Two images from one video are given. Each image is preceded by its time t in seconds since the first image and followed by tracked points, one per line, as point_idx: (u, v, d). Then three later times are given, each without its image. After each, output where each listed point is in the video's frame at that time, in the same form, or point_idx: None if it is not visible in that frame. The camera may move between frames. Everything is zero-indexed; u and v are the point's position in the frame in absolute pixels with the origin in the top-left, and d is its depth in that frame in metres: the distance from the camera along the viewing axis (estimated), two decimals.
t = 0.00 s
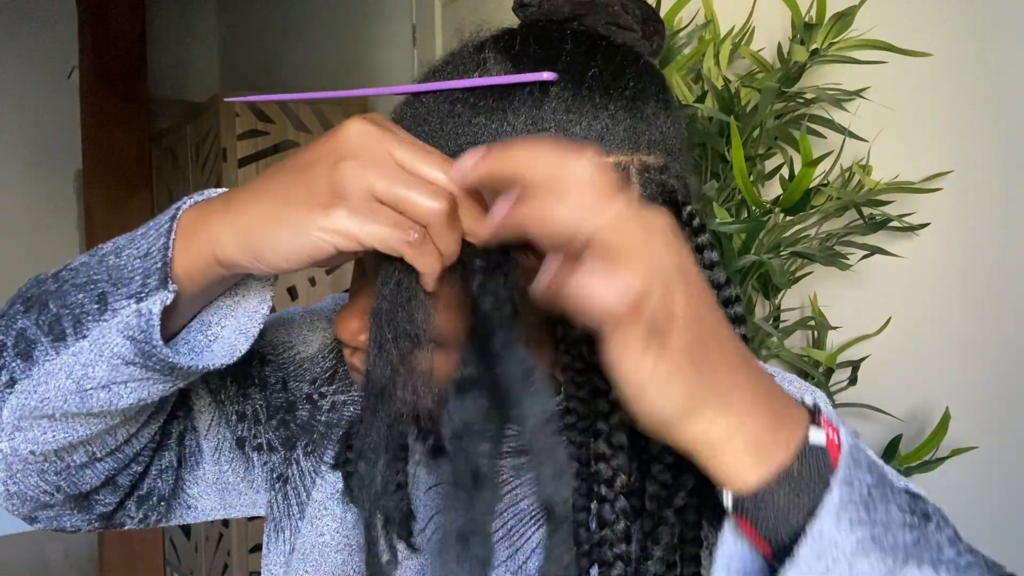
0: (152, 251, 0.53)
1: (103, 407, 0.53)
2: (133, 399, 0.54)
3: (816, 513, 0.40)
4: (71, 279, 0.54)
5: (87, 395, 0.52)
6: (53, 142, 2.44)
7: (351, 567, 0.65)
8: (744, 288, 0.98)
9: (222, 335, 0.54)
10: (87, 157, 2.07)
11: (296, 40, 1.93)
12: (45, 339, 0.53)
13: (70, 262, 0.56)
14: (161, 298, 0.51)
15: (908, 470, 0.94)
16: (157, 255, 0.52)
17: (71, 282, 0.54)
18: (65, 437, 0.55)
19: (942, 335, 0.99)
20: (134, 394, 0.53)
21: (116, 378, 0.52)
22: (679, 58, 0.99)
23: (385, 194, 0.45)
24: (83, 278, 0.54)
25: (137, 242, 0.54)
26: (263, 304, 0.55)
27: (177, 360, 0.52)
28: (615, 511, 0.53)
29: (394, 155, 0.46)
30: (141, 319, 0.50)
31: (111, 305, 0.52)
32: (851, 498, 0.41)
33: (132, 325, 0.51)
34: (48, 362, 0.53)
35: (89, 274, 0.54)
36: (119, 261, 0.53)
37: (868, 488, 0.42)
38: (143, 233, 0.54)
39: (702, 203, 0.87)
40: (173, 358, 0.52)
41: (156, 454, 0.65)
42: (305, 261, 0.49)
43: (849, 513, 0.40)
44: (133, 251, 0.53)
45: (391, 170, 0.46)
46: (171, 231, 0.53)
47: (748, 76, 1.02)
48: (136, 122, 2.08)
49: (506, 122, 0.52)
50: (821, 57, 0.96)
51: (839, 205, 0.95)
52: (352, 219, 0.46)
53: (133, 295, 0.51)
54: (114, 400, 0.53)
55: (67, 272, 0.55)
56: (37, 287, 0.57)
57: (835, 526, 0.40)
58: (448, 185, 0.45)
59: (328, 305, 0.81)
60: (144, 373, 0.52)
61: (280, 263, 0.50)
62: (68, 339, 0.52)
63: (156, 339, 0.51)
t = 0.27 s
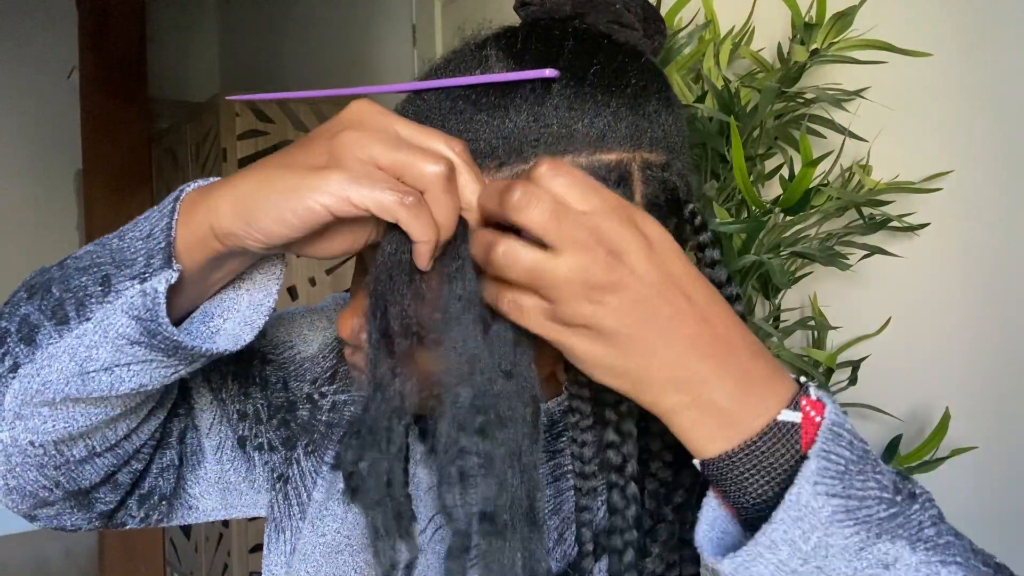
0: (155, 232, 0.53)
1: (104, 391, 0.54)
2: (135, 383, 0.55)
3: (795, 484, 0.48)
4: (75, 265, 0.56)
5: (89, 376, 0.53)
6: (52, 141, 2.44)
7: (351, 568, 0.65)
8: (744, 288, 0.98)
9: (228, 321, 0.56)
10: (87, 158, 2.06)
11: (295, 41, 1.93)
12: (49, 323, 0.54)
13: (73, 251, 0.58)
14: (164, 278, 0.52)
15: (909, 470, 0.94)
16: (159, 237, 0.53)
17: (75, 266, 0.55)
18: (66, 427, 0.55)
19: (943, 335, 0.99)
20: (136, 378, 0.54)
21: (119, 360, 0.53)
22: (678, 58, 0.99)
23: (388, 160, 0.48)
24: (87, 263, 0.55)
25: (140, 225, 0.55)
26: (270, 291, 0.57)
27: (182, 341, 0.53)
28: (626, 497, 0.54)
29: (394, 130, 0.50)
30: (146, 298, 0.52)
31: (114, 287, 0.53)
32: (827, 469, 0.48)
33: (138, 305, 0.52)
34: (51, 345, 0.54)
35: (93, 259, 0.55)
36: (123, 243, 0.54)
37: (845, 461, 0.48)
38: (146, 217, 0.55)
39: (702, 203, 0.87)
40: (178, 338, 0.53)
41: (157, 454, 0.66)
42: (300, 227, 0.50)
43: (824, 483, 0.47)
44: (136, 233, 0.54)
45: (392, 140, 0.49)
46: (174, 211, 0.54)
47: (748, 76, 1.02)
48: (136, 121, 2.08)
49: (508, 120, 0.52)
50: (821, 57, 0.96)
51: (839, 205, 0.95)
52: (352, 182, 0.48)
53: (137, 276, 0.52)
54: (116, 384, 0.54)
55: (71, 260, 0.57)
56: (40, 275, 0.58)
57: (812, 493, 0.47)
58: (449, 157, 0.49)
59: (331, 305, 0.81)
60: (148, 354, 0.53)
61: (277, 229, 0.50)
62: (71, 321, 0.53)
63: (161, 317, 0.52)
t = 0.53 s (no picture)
0: (161, 236, 0.53)
1: (109, 395, 0.53)
2: (139, 387, 0.54)
3: (770, 505, 0.48)
4: (78, 269, 0.55)
5: (93, 379, 0.52)
6: (52, 141, 2.44)
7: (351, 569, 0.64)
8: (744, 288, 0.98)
9: (232, 326, 0.56)
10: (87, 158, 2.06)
11: (295, 41, 1.93)
12: (52, 326, 0.53)
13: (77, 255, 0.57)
14: (171, 281, 0.51)
15: (908, 470, 0.94)
16: (165, 240, 0.53)
17: (79, 269, 0.54)
18: (68, 432, 0.55)
19: (943, 336, 0.99)
20: (140, 382, 0.53)
21: (124, 364, 0.52)
22: (678, 58, 0.99)
23: (390, 149, 0.48)
24: (90, 266, 0.54)
25: (144, 229, 0.54)
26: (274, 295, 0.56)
27: (188, 344, 0.53)
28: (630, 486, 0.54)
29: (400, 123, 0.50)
30: (153, 302, 0.51)
31: (120, 290, 0.52)
32: (806, 490, 0.48)
33: (144, 308, 0.51)
34: (55, 349, 0.52)
35: (99, 262, 0.54)
36: (129, 247, 0.54)
37: (826, 482, 0.49)
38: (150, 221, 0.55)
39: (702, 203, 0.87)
40: (184, 341, 0.52)
41: (154, 459, 0.64)
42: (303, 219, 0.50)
43: (802, 503, 0.48)
44: (141, 237, 0.54)
45: (396, 132, 0.49)
46: (180, 215, 0.53)
47: (748, 76, 1.02)
48: (136, 121, 2.08)
49: (511, 118, 0.52)
50: (821, 57, 0.96)
51: (839, 205, 0.95)
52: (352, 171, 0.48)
53: (143, 279, 0.52)
54: (121, 387, 0.53)
55: (75, 264, 0.56)
56: (43, 279, 0.57)
57: (787, 514, 0.48)
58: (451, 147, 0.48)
59: (331, 305, 0.81)
60: (154, 357, 0.53)
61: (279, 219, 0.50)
62: (76, 325, 0.52)
63: (169, 321, 0.51)
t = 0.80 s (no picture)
0: (164, 278, 0.51)
1: (117, 431, 0.54)
2: (147, 423, 0.54)
3: (743, 514, 0.48)
4: (81, 304, 0.53)
5: (101, 419, 0.53)
6: (52, 141, 2.44)
7: (352, 570, 0.65)
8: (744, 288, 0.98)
9: (236, 355, 0.54)
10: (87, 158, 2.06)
11: (296, 41, 1.93)
12: (57, 364, 0.53)
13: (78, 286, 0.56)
14: (175, 326, 0.50)
15: (908, 470, 0.93)
16: (169, 282, 0.51)
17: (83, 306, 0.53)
18: (76, 461, 0.54)
19: (943, 336, 0.99)
20: (147, 418, 0.54)
21: (130, 404, 0.53)
22: (679, 58, 0.99)
23: (386, 167, 0.48)
24: (93, 304, 0.53)
25: (148, 267, 0.53)
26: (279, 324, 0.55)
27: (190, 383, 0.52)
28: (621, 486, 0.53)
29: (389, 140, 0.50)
30: (156, 344, 0.51)
31: (124, 332, 0.51)
32: (777, 499, 0.49)
33: (148, 351, 0.51)
34: (60, 387, 0.52)
35: (101, 296, 0.53)
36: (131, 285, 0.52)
37: (796, 491, 0.49)
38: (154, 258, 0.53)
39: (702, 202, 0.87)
40: (185, 382, 0.52)
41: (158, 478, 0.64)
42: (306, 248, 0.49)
43: (774, 512, 0.48)
44: (144, 276, 0.52)
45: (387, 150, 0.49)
46: (183, 256, 0.52)
47: (748, 76, 1.02)
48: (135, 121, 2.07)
49: (514, 116, 0.52)
50: (821, 57, 0.96)
51: (839, 205, 0.95)
52: (353, 194, 0.47)
53: (146, 321, 0.51)
54: (128, 424, 0.53)
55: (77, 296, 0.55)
56: (45, 311, 0.56)
57: (759, 522, 0.48)
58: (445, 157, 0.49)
59: (328, 311, 0.82)
60: (158, 399, 0.53)
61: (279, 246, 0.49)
62: (81, 364, 0.52)
63: (172, 365, 0.51)
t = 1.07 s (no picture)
0: (174, 303, 0.52)
1: (130, 453, 0.54)
2: (160, 442, 0.54)
3: (779, 462, 0.49)
4: (89, 330, 0.54)
5: (112, 443, 0.53)
6: (52, 141, 2.44)
7: (352, 569, 0.65)
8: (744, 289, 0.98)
9: (241, 370, 0.55)
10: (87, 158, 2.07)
11: (296, 41, 1.93)
12: (66, 390, 0.53)
13: (83, 308, 0.56)
14: (184, 351, 0.51)
15: (908, 469, 0.94)
16: (179, 308, 0.52)
17: (90, 331, 0.54)
18: (87, 478, 0.54)
19: (942, 336, 0.99)
20: (159, 438, 0.54)
21: (139, 427, 0.53)
22: (679, 57, 1.00)
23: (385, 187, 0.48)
24: (101, 330, 0.53)
25: (157, 293, 0.54)
26: (276, 338, 0.56)
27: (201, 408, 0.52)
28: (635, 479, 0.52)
29: (385, 153, 0.49)
30: (164, 371, 0.51)
31: (132, 357, 0.52)
32: (811, 451, 0.49)
33: (156, 377, 0.51)
34: (69, 413, 0.52)
35: (109, 323, 0.54)
36: (141, 311, 0.53)
37: (829, 446, 0.50)
38: (163, 285, 0.54)
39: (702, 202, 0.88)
40: (195, 409, 0.52)
41: (166, 493, 0.64)
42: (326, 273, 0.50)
43: (808, 463, 0.49)
44: (154, 302, 0.53)
45: (386, 168, 0.48)
46: (193, 283, 0.53)
47: (748, 76, 1.02)
48: (136, 121, 2.07)
49: (518, 112, 0.53)
50: (821, 57, 0.96)
51: (839, 205, 0.95)
52: (364, 218, 0.48)
53: (155, 346, 0.51)
54: (140, 446, 0.53)
55: (82, 319, 0.55)
56: (50, 334, 0.56)
57: (794, 471, 0.49)
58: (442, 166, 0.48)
59: (327, 314, 0.81)
60: (166, 422, 0.53)
61: (295, 278, 0.50)
62: (90, 389, 0.52)
63: (181, 393, 0.51)
